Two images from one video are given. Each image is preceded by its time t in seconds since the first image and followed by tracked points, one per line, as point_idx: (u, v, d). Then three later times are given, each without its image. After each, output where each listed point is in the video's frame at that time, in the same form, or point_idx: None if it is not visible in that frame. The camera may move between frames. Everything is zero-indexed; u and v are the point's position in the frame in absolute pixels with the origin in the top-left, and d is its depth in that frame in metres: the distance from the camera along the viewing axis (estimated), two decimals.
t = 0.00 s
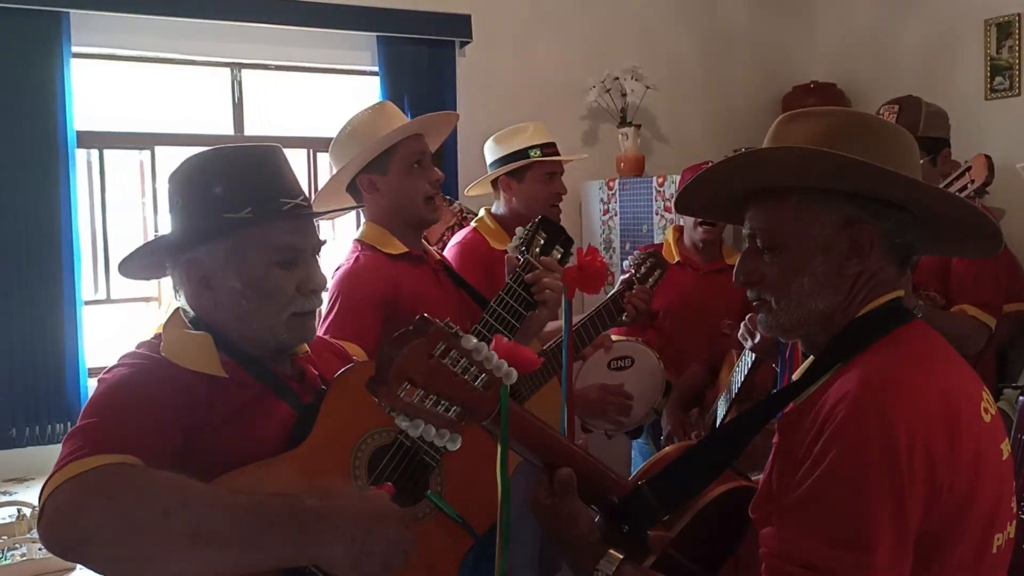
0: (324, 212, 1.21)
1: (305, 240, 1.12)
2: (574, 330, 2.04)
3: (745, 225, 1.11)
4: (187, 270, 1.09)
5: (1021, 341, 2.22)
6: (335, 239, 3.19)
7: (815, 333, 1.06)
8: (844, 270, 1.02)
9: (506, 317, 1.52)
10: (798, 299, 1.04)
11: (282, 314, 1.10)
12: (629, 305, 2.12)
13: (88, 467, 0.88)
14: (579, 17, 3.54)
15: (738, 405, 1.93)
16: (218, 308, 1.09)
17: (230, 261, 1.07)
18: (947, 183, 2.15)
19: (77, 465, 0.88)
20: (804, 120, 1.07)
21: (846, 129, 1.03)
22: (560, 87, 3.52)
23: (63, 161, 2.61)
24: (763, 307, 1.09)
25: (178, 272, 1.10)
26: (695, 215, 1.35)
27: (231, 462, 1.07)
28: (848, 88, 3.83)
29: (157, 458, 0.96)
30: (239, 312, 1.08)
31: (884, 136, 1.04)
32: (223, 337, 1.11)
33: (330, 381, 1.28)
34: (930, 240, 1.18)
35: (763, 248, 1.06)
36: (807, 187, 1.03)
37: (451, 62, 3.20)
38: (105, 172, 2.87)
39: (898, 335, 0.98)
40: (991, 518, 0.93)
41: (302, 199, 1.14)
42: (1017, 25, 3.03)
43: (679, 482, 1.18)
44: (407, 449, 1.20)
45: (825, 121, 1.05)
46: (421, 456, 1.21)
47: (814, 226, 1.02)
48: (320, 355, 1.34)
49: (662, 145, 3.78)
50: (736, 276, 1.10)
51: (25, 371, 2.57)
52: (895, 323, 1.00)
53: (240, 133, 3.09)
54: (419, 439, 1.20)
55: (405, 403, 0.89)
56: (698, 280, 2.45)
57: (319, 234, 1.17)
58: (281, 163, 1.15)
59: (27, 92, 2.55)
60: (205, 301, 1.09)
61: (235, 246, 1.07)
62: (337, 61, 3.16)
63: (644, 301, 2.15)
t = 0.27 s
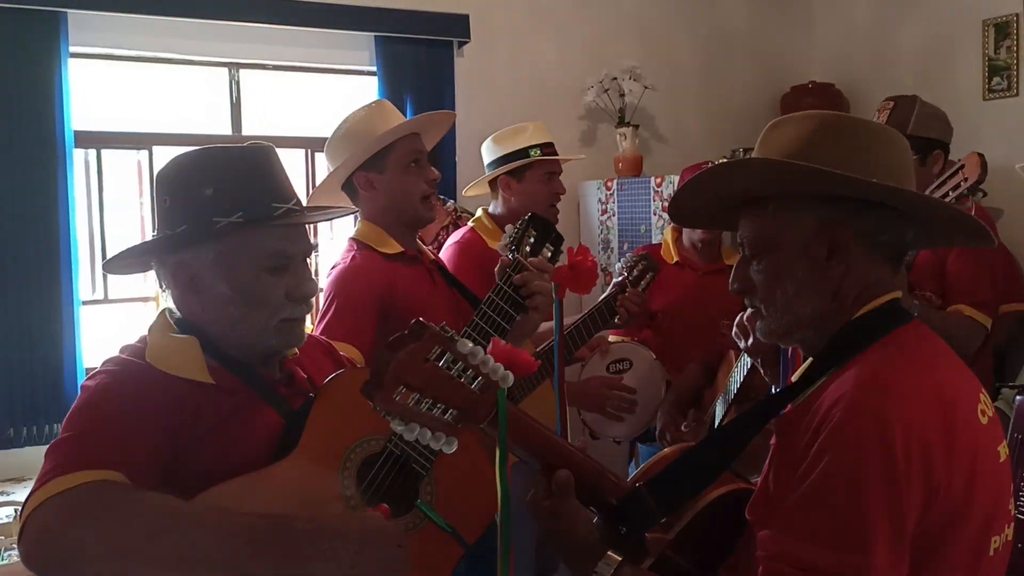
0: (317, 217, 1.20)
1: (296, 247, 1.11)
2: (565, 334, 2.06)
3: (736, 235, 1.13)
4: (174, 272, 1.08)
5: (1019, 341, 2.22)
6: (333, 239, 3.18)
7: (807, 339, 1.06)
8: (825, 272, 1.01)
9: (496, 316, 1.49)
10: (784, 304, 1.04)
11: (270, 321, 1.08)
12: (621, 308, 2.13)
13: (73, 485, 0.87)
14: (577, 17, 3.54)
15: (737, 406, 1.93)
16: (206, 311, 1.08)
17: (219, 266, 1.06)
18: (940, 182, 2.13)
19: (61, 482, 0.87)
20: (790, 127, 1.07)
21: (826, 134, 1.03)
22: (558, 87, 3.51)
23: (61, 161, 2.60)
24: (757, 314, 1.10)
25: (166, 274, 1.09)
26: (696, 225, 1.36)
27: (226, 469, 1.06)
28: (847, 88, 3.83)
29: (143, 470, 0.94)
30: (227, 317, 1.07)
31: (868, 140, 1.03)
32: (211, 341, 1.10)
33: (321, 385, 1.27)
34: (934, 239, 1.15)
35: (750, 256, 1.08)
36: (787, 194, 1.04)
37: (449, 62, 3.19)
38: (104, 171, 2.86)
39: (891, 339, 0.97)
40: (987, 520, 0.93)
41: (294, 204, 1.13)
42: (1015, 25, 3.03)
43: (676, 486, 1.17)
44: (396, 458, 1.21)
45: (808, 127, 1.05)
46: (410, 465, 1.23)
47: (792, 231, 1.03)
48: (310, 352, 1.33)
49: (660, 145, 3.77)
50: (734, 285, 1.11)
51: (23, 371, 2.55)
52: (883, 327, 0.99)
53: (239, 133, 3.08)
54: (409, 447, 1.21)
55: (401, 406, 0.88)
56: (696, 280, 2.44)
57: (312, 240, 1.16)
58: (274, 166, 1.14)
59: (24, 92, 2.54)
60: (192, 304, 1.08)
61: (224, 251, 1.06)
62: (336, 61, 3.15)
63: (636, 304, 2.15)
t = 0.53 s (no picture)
0: (307, 226, 1.21)
1: (284, 256, 1.12)
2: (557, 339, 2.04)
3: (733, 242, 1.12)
4: (159, 277, 1.08)
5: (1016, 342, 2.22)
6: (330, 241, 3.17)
7: (803, 343, 1.05)
8: (814, 274, 1.00)
9: (484, 321, 1.48)
10: (777, 309, 1.04)
11: (256, 330, 1.09)
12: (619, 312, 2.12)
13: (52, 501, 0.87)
14: (575, 18, 3.53)
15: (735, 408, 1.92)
16: (190, 318, 1.09)
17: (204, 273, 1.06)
18: (935, 184, 2.12)
19: (39, 498, 0.88)
20: (781, 131, 1.07)
21: (813, 139, 1.03)
22: (555, 89, 3.50)
23: (58, 163, 2.59)
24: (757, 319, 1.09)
25: (150, 280, 1.10)
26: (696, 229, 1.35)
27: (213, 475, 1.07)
28: (844, 89, 3.82)
29: (127, 477, 0.95)
30: (212, 325, 1.08)
31: (857, 144, 1.02)
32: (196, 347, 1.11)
33: (311, 390, 1.26)
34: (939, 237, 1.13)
35: (745, 261, 1.07)
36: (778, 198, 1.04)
37: (446, 63, 3.18)
38: (100, 173, 2.84)
39: (887, 343, 0.96)
40: (986, 524, 0.91)
41: (285, 212, 1.13)
42: (1011, 27, 3.03)
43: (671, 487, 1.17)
44: (383, 469, 1.20)
45: (796, 131, 1.05)
46: (398, 476, 1.22)
47: (781, 233, 1.02)
48: (297, 356, 1.32)
49: (657, 147, 3.76)
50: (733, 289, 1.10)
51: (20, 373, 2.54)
52: (876, 332, 0.98)
53: (235, 134, 3.07)
54: (397, 459, 1.21)
55: (398, 410, 0.88)
56: (693, 281, 2.43)
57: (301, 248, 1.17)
58: (266, 174, 1.14)
59: (21, 93, 2.53)
60: (177, 310, 1.09)
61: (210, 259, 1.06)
62: (333, 62, 3.14)
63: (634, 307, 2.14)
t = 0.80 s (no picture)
0: (299, 229, 1.21)
1: (269, 263, 1.12)
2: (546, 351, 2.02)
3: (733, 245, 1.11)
4: (143, 282, 1.09)
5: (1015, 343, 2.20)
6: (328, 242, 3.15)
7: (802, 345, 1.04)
8: (813, 277, 1.00)
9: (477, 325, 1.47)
10: (779, 310, 1.02)
11: (241, 338, 1.10)
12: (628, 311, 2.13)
13: (37, 514, 0.89)
14: (572, 19, 3.52)
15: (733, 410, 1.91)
16: (174, 324, 1.10)
17: (188, 280, 1.07)
18: (927, 183, 2.13)
19: (23, 512, 0.89)
20: (781, 131, 1.06)
21: (812, 140, 1.01)
22: (553, 90, 3.49)
23: (55, 165, 2.57)
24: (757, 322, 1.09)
25: (134, 285, 1.11)
26: (694, 231, 1.34)
27: (200, 483, 1.08)
28: (841, 89, 3.81)
29: (108, 488, 0.96)
30: (196, 331, 1.09)
31: (856, 144, 1.01)
32: (180, 353, 1.11)
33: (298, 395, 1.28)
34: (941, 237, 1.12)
35: (744, 264, 1.07)
36: (774, 201, 1.03)
37: (444, 64, 3.16)
38: (97, 175, 2.82)
39: (889, 347, 0.95)
40: (992, 528, 0.90)
41: (272, 217, 1.14)
42: (1008, 27, 3.02)
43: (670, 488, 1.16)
44: (372, 478, 1.21)
45: (796, 131, 1.03)
46: (386, 484, 1.23)
47: (780, 236, 1.02)
48: (284, 362, 1.33)
49: (654, 147, 3.75)
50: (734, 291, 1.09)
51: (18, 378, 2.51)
52: (876, 335, 0.97)
53: (233, 136, 3.05)
54: (385, 467, 1.22)
55: (407, 414, 0.93)
56: (689, 282, 2.42)
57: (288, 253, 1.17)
58: (255, 178, 1.14)
59: (17, 96, 2.51)
60: (160, 314, 1.10)
61: (195, 265, 1.07)
62: (330, 63, 3.12)
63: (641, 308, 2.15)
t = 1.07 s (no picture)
0: (292, 232, 1.20)
1: (260, 268, 1.12)
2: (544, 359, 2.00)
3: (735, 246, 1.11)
4: (132, 289, 1.08)
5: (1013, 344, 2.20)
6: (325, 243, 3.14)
7: (806, 347, 1.03)
8: (814, 279, 0.99)
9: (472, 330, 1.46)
10: (779, 312, 1.03)
11: (232, 344, 1.10)
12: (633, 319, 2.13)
13: (21, 524, 0.90)
14: (570, 20, 3.51)
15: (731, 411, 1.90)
16: (164, 330, 1.09)
17: (178, 286, 1.06)
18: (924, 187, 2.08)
19: (9, 521, 0.90)
20: (784, 129, 1.05)
21: (813, 138, 1.00)
22: (550, 90, 3.48)
23: (51, 167, 2.56)
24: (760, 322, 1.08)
25: (122, 290, 1.10)
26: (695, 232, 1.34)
27: (190, 491, 1.07)
28: (839, 89, 3.80)
29: (97, 494, 0.97)
30: (186, 337, 1.08)
31: (859, 144, 1.00)
32: (169, 359, 1.11)
33: (290, 401, 1.28)
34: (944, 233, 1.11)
35: (749, 264, 1.06)
36: (775, 202, 1.03)
37: (441, 66, 3.15)
38: (95, 177, 2.80)
39: (892, 347, 0.94)
40: (993, 531, 0.89)
41: (263, 222, 1.13)
42: (1005, 27, 3.01)
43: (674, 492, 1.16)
44: (365, 484, 1.22)
45: (797, 129, 1.03)
46: (379, 491, 1.23)
47: (782, 238, 1.01)
48: (280, 365, 1.34)
49: (652, 148, 3.74)
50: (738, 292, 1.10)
51: (14, 381, 2.50)
52: (879, 336, 0.96)
53: (230, 137, 3.04)
54: (378, 472, 1.22)
55: (404, 424, 0.91)
56: (686, 284, 2.41)
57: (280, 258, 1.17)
58: (246, 182, 1.14)
59: (15, 99, 2.50)
60: (149, 321, 1.10)
61: (185, 271, 1.06)
62: (328, 64, 3.11)
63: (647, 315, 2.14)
